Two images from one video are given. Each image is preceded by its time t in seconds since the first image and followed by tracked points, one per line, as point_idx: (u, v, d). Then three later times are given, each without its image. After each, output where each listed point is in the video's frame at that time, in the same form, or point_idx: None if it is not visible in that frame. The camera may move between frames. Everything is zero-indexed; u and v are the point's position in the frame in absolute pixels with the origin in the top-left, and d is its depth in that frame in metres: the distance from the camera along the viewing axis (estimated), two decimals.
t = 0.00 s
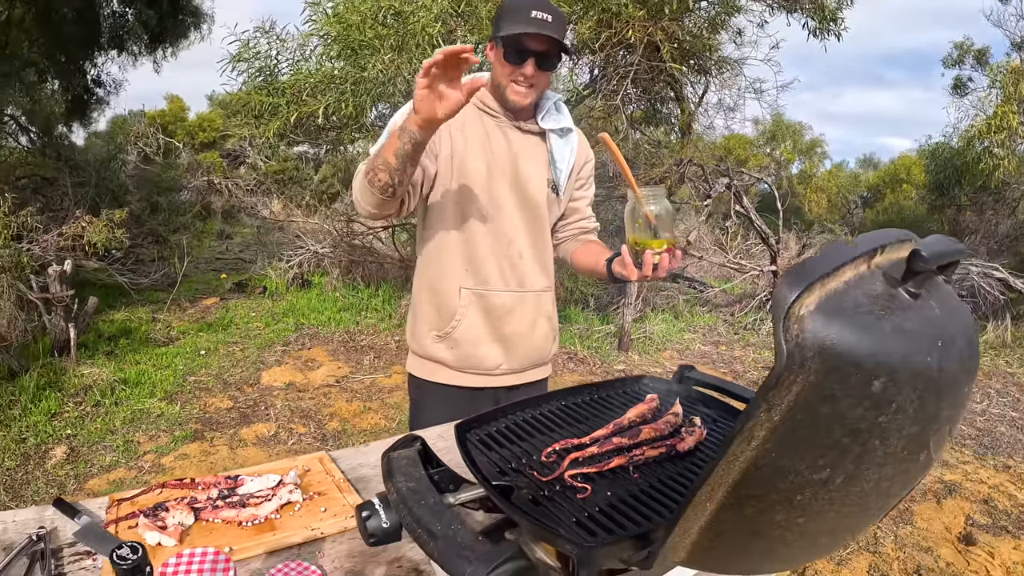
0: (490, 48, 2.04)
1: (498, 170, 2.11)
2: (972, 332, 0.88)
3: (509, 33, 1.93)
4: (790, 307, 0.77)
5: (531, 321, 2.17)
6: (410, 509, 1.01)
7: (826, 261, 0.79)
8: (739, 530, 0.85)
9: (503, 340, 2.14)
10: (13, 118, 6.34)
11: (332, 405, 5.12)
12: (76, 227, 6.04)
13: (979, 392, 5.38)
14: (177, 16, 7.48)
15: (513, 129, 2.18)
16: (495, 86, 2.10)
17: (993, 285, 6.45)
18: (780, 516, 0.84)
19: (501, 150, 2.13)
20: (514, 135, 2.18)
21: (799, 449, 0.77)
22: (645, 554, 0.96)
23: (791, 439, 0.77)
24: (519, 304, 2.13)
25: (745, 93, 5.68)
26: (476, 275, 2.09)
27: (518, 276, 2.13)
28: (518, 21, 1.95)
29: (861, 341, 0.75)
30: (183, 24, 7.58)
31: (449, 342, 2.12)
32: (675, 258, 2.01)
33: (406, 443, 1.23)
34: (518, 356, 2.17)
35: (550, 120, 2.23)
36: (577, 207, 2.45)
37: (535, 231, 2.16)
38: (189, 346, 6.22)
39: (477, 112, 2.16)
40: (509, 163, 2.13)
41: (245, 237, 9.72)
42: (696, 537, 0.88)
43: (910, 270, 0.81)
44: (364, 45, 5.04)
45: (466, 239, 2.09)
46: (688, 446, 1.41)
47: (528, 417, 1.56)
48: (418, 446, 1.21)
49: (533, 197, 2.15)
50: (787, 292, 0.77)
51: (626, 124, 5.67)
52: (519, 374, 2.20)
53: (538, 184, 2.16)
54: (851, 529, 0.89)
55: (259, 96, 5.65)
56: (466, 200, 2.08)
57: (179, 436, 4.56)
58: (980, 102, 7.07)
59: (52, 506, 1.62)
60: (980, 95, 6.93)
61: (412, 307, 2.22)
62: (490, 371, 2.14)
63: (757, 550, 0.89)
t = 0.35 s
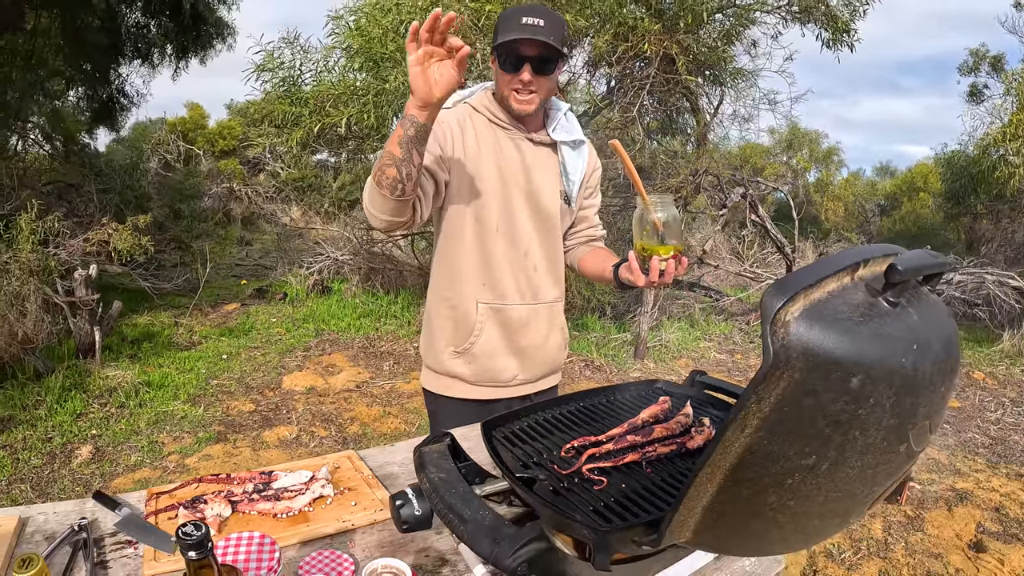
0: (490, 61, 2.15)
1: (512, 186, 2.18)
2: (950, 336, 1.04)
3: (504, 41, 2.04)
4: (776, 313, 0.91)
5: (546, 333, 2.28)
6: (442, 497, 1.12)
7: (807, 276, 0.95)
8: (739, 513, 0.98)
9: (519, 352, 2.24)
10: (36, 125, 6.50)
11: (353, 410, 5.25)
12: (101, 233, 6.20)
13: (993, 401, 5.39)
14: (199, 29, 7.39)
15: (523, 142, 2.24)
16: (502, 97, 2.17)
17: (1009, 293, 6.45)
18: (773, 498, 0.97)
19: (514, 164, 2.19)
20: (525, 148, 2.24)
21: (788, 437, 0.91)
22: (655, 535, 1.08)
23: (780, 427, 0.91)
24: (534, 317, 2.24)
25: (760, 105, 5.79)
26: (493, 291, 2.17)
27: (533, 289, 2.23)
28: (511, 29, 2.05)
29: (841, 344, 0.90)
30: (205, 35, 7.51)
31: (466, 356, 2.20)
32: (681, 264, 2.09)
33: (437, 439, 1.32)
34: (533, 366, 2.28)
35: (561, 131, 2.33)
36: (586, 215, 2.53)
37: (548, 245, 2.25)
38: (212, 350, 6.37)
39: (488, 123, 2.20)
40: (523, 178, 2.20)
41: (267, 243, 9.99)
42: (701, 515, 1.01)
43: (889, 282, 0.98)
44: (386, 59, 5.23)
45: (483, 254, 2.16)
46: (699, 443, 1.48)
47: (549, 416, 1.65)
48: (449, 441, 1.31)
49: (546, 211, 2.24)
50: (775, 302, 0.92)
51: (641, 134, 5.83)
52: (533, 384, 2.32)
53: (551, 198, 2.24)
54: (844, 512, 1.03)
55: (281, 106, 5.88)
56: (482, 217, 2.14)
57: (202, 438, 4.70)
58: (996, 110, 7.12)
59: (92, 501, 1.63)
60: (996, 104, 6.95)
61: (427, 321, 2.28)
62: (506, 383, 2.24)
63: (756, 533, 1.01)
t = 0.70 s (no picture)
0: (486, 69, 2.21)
1: (514, 202, 2.22)
2: (955, 342, 1.08)
3: (500, 44, 2.10)
4: (789, 320, 0.95)
5: (550, 347, 2.33)
6: (469, 494, 1.16)
7: (817, 285, 0.99)
8: (752, 505, 1.03)
9: (523, 367, 2.29)
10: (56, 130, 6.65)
11: (369, 414, 5.33)
12: (121, 238, 6.31)
13: (1007, 409, 5.38)
14: (220, 32, 7.53)
15: (526, 155, 2.27)
16: (501, 106, 2.21)
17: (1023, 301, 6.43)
18: (786, 493, 1.01)
19: (515, 180, 2.23)
20: (527, 162, 2.28)
21: (800, 435, 0.95)
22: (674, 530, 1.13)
23: (793, 426, 0.95)
24: (538, 332, 2.29)
25: (774, 113, 5.84)
26: (497, 308, 2.21)
27: (537, 305, 2.27)
28: (506, 31, 2.12)
29: (849, 348, 0.94)
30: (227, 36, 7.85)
31: (471, 373, 2.25)
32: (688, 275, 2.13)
33: (463, 439, 1.37)
34: (538, 380, 2.33)
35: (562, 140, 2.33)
36: (592, 224, 2.57)
37: (551, 260, 2.30)
38: (229, 354, 6.48)
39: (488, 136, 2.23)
40: (525, 194, 2.25)
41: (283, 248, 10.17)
42: (718, 509, 1.05)
43: (895, 290, 1.02)
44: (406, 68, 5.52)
45: (486, 272, 2.20)
46: (716, 445, 1.53)
47: (569, 418, 1.69)
48: (475, 442, 1.35)
49: (548, 226, 2.28)
50: (788, 309, 0.95)
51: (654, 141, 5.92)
52: (537, 397, 2.37)
53: (554, 213, 2.28)
54: (853, 508, 1.07)
55: (301, 113, 6.23)
56: (484, 235, 2.18)
57: (220, 440, 4.79)
58: (1010, 117, 7.13)
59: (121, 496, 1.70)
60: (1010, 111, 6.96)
61: (429, 338, 2.32)
62: (511, 397, 2.29)
63: (771, 525, 1.05)
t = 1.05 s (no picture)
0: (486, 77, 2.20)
1: (517, 212, 2.20)
2: (982, 354, 1.06)
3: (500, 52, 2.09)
4: (823, 332, 0.94)
5: (558, 359, 2.32)
6: (493, 504, 1.16)
7: (848, 297, 0.98)
8: (779, 516, 1.01)
9: (530, 379, 2.28)
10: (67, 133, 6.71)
11: (380, 419, 5.38)
12: (132, 241, 6.35)
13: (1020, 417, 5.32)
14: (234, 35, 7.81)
15: (531, 163, 2.26)
16: (504, 114, 2.20)
17: None
18: (816, 503, 1.00)
19: (520, 189, 2.21)
20: (532, 170, 2.26)
21: (832, 446, 0.94)
22: (701, 540, 1.13)
23: (826, 436, 0.93)
24: (544, 343, 2.27)
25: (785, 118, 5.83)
26: (501, 321, 2.21)
27: (543, 316, 2.26)
28: (507, 39, 2.11)
29: (880, 359, 0.93)
30: (241, 39, 7.98)
31: (476, 385, 2.24)
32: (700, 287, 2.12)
33: (484, 447, 1.35)
34: (545, 392, 2.32)
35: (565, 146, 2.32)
36: (601, 230, 2.55)
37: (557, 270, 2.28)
38: (239, 358, 6.53)
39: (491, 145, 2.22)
40: (530, 203, 2.23)
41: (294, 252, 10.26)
42: (747, 520, 1.03)
43: (923, 301, 1.01)
44: (419, 74, 5.62)
45: (489, 284, 2.19)
46: (737, 454, 1.55)
47: (588, 425, 1.69)
48: (497, 450, 1.34)
49: (554, 236, 2.26)
50: (822, 320, 0.94)
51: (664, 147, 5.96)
52: (546, 408, 2.36)
53: (560, 222, 2.27)
54: (880, 517, 1.06)
55: (313, 118, 6.40)
56: (487, 246, 2.16)
57: (230, 444, 4.82)
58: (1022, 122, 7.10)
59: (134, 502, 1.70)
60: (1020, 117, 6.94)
61: (435, 350, 2.32)
62: (519, 409, 2.29)
63: (797, 536, 1.04)
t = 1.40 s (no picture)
0: (507, 68, 2.14)
1: (536, 209, 2.13)
2: None
3: (518, 40, 2.05)
4: (896, 339, 0.86)
5: (574, 362, 2.25)
6: (526, 520, 1.10)
7: (916, 300, 0.91)
8: (838, 533, 0.95)
9: (544, 383, 2.21)
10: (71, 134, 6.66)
11: (386, 423, 5.35)
12: (136, 242, 6.28)
13: None
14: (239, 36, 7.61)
15: (552, 158, 2.19)
16: (522, 105, 2.14)
17: None
18: (878, 519, 0.93)
19: (539, 185, 2.14)
20: (553, 166, 2.19)
21: (901, 459, 0.88)
22: (750, 557, 1.08)
23: (894, 448, 0.87)
24: (560, 347, 2.20)
25: (796, 120, 5.78)
26: (517, 322, 2.13)
27: (560, 318, 2.19)
28: (527, 27, 2.06)
29: (952, 367, 0.86)
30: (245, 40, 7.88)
31: (487, 390, 2.16)
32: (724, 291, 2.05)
33: (513, 459, 1.29)
34: (559, 398, 2.24)
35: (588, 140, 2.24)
36: (621, 231, 2.50)
37: (576, 271, 2.21)
38: (243, 360, 6.48)
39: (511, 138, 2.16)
40: (550, 201, 2.16)
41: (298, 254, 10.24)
42: (806, 537, 0.96)
43: (986, 304, 0.94)
44: (428, 73, 5.58)
45: (505, 284, 2.11)
46: (771, 464, 1.55)
47: (617, 431, 1.64)
48: (525, 462, 1.27)
49: (573, 234, 2.20)
50: (895, 326, 0.87)
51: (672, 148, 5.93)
52: (561, 414, 2.28)
53: (580, 221, 2.20)
54: (937, 531, 1.00)
55: (319, 119, 6.38)
56: (503, 244, 2.09)
57: (235, 448, 4.77)
58: None
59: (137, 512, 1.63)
60: None
61: (445, 350, 2.23)
62: (531, 415, 2.21)
63: (855, 553, 0.98)
